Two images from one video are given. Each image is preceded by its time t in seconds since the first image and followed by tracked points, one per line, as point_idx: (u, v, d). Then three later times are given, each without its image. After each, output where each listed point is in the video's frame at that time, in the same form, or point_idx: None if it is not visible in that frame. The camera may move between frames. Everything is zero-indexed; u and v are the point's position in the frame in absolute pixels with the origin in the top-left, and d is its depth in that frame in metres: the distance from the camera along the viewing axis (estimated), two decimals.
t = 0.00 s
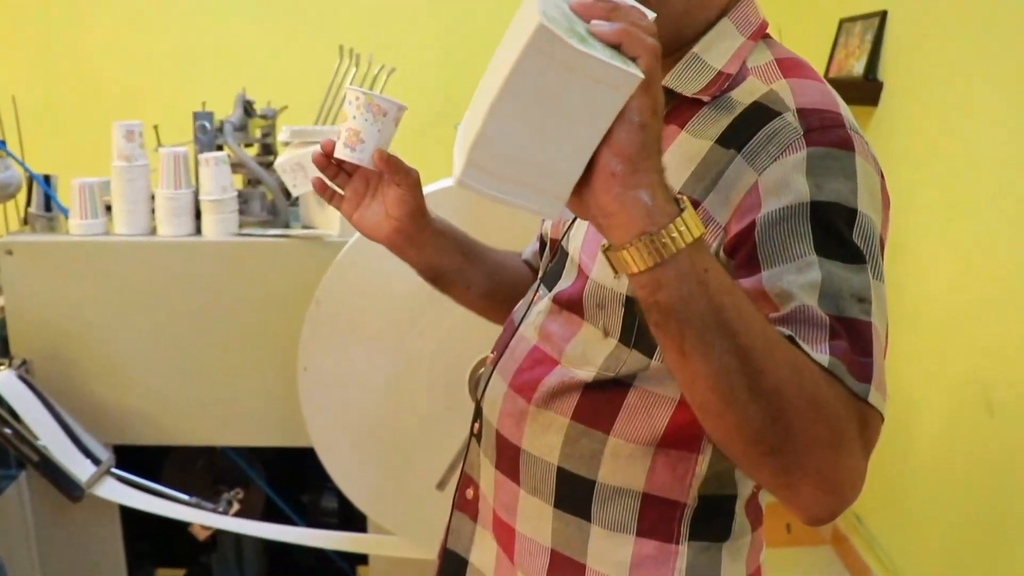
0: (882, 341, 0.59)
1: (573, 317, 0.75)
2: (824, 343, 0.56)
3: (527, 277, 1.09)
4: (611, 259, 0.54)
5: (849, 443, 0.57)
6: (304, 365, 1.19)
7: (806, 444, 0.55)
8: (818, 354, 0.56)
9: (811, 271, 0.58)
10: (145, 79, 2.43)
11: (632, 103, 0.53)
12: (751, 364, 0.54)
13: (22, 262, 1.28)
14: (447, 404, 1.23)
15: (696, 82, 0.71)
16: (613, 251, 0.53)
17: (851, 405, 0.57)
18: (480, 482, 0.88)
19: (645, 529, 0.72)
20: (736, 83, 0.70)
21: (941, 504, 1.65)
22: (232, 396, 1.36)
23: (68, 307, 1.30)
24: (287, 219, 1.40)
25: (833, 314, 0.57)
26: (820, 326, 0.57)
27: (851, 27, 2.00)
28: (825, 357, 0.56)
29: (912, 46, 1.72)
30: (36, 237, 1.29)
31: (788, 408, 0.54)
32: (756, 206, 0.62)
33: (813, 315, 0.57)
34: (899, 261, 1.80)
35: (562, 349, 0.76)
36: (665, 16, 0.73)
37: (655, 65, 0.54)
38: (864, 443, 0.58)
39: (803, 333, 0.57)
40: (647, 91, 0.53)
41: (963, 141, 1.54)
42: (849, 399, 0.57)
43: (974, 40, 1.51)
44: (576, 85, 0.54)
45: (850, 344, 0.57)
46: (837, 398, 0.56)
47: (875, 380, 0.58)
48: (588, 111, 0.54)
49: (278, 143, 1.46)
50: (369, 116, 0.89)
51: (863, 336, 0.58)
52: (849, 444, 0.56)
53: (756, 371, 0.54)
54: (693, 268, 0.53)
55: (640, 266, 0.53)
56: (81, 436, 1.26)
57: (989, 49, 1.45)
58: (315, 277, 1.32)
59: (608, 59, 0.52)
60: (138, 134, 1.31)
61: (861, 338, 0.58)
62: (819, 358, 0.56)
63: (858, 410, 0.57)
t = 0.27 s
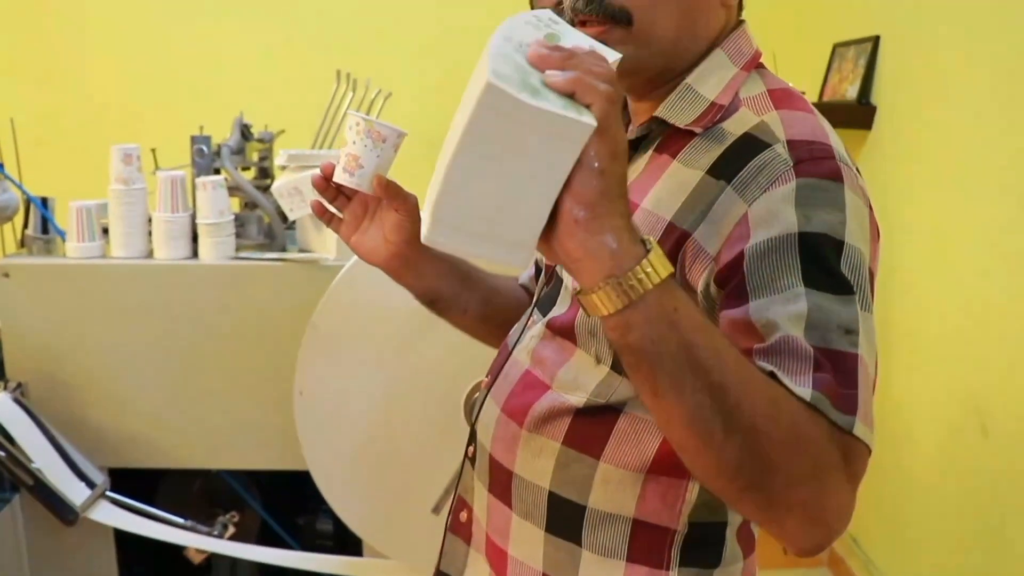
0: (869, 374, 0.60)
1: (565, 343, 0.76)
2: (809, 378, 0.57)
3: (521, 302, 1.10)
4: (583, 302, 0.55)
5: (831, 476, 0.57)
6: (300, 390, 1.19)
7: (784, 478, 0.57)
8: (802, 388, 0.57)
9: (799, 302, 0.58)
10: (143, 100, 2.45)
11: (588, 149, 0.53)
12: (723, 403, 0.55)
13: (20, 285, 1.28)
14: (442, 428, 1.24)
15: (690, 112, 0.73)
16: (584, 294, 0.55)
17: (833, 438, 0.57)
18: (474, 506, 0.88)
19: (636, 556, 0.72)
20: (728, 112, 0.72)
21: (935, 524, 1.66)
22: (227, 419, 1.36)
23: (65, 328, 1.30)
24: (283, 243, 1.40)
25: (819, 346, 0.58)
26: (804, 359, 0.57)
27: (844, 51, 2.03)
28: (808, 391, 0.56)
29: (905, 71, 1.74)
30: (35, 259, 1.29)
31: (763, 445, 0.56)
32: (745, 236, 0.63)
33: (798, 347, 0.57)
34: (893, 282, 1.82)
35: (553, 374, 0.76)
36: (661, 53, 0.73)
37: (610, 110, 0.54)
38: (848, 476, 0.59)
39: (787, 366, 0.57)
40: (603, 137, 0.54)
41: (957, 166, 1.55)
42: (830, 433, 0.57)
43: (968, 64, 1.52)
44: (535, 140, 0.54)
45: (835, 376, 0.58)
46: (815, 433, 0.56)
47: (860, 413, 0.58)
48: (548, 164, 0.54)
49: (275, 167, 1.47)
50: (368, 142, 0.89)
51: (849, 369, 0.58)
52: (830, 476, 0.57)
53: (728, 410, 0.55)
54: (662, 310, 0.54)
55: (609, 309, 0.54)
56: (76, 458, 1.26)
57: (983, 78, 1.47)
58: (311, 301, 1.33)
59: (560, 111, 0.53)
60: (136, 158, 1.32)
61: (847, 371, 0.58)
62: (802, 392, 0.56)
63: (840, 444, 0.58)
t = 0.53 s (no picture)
0: (857, 405, 0.61)
1: (554, 363, 0.77)
2: (798, 415, 0.58)
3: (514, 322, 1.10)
4: (574, 345, 0.56)
5: (820, 511, 0.59)
6: (292, 406, 1.20)
7: (774, 515, 0.58)
8: (791, 426, 0.57)
9: (785, 337, 0.59)
10: (143, 115, 2.52)
11: (575, 205, 0.53)
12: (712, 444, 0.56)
13: (12, 301, 1.28)
14: (436, 446, 1.25)
15: (673, 134, 0.74)
16: (576, 339, 0.56)
17: (821, 473, 0.59)
18: (464, 523, 0.89)
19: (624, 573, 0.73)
20: (712, 134, 0.73)
21: (927, 537, 1.67)
22: (221, 434, 1.36)
23: (57, 343, 1.31)
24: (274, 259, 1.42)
25: (808, 380, 0.59)
26: (795, 394, 0.58)
27: (835, 69, 2.08)
28: (797, 427, 0.57)
29: (895, 89, 1.79)
30: (27, 275, 1.30)
31: (751, 484, 0.57)
32: (730, 263, 0.64)
33: (788, 382, 0.58)
34: (882, 297, 1.85)
35: (541, 394, 0.77)
36: (609, 75, 0.77)
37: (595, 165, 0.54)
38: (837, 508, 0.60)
39: (778, 401, 0.58)
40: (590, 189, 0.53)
41: (947, 181, 1.59)
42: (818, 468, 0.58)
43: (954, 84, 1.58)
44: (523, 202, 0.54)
45: (824, 410, 0.59)
46: (804, 469, 0.58)
47: (848, 445, 0.59)
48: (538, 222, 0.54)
49: (267, 184, 1.49)
50: (364, 155, 0.91)
51: (838, 401, 0.59)
52: (819, 511, 0.58)
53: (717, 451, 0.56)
54: (650, 354, 0.55)
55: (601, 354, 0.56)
56: (67, 475, 1.25)
57: (972, 95, 1.51)
58: (305, 317, 1.34)
59: (545, 173, 0.53)
60: (128, 175, 1.33)
61: (835, 404, 0.59)
62: (791, 429, 0.57)
63: (828, 478, 0.59)
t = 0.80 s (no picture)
0: (859, 413, 0.60)
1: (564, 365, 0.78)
2: (790, 440, 0.58)
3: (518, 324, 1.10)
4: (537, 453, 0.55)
5: (821, 526, 0.59)
6: (295, 409, 1.21)
7: (773, 539, 0.59)
8: (780, 455, 0.58)
9: (781, 350, 0.60)
10: (146, 118, 2.54)
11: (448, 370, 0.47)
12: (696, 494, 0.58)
13: (20, 305, 1.30)
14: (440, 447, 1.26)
15: (681, 137, 0.74)
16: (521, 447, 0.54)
17: (815, 492, 0.59)
18: (469, 522, 0.89)
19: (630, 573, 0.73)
20: (720, 138, 0.73)
21: (929, 536, 1.67)
22: (226, 436, 1.38)
23: (64, 346, 1.32)
24: (279, 262, 1.44)
25: (801, 399, 0.59)
26: (785, 418, 0.59)
27: (835, 70, 2.08)
28: (788, 455, 0.58)
29: (894, 89, 1.80)
30: (34, 278, 1.31)
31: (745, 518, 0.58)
32: (738, 270, 0.64)
33: (778, 407, 0.59)
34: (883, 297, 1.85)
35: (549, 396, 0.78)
36: (612, 83, 0.76)
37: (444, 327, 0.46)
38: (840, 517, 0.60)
39: (767, 428, 0.59)
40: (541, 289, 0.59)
41: (947, 181, 1.60)
42: (811, 487, 0.59)
43: (951, 87, 1.59)
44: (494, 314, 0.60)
45: (818, 428, 0.58)
46: (795, 491, 0.58)
47: (845, 457, 0.59)
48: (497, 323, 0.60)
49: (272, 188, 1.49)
50: (370, 155, 1.02)
51: (834, 416, 0.59)
52: (819, 525, 0.59)
53: (703, 502, 0.58)
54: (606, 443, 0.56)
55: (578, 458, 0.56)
56: (76, 477, 1.27)
57: (971, 95, 1.52)
58: (309, 319, 1.35)
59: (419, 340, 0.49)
60: (134, 180, 1.34)
61: (830, 419, 0.59)
62: (780, 457, 0.58)
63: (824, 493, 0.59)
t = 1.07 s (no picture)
0: (858, 407, 0.62)
1: (573, 365, 0.79)
2: (784, 442, 0.61)
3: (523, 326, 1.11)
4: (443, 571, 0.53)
5: (816, 524, 0.62)
6: (302, 410, 1.23)
7: (769, 542, 0.63)
8: (774, 458, 0.61)
9: (778, 350, 0.62)
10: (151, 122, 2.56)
11: None
12: (682, 514, 0.64)
13: (27, 308, 1.31)
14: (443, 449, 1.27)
15: (683, 140, 0.73)
16: None
17: (804, 492, 0.62)
18: (477, 521, 0.89)
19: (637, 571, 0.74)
20: (722, 140, 0.71)
21: (932, 536, 1.67)
22: (232, 437, 1.38)
23: (71, 349, 1.33)
24: (284, 265, 1.44)
25: (795, 401, 0.61)
26: (779, 421, 0.61)
27: (838, 72, 2.09)
28: (783, 458, 0.61)
29: (896, 91, 1.81)
30: (40, 282, 1.32)
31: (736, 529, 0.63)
32: (740, 272, 0.64)
33: (772, 410, 0.61)
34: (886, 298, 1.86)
35: (559, 394, 0.79)
36: (643, 96, 0.74)
37: None
38: (837, 510, 0.62)
39: (762, 431, 0.62)
40: (484, 407, 0.62)
41: (948, 182, 1.60)
42: (801, 489, 0.62)
43: (952, 88, 1.60)
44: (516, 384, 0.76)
45: (812, 428, 0.60)
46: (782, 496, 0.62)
47: (841, 452, 0.61)
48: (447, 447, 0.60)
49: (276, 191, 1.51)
50: (386, 162, 0.96)
51: (829, 414, 0.61)
52: (813, 523, 0.62)
53: (681, 520, 0.65)
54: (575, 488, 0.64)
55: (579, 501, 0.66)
56: (83, 479, 1.28)
57: (971, 97, 1.53)
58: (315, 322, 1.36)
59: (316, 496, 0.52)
60: (140, 184, 1.35)
61: (825, 417, 0.60)
62: (775, 460, 0.61)
63: (815, 492, 0.62)
